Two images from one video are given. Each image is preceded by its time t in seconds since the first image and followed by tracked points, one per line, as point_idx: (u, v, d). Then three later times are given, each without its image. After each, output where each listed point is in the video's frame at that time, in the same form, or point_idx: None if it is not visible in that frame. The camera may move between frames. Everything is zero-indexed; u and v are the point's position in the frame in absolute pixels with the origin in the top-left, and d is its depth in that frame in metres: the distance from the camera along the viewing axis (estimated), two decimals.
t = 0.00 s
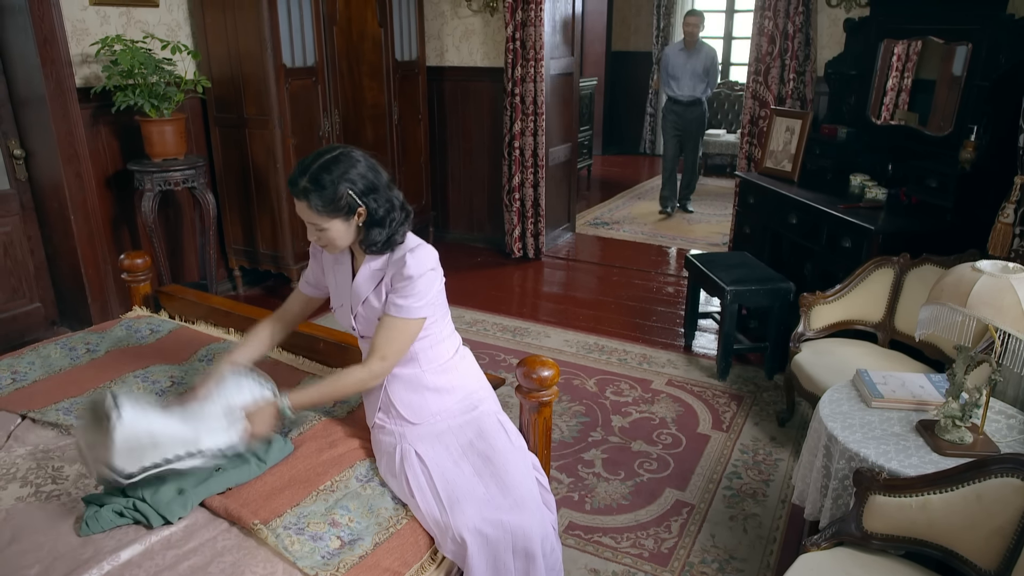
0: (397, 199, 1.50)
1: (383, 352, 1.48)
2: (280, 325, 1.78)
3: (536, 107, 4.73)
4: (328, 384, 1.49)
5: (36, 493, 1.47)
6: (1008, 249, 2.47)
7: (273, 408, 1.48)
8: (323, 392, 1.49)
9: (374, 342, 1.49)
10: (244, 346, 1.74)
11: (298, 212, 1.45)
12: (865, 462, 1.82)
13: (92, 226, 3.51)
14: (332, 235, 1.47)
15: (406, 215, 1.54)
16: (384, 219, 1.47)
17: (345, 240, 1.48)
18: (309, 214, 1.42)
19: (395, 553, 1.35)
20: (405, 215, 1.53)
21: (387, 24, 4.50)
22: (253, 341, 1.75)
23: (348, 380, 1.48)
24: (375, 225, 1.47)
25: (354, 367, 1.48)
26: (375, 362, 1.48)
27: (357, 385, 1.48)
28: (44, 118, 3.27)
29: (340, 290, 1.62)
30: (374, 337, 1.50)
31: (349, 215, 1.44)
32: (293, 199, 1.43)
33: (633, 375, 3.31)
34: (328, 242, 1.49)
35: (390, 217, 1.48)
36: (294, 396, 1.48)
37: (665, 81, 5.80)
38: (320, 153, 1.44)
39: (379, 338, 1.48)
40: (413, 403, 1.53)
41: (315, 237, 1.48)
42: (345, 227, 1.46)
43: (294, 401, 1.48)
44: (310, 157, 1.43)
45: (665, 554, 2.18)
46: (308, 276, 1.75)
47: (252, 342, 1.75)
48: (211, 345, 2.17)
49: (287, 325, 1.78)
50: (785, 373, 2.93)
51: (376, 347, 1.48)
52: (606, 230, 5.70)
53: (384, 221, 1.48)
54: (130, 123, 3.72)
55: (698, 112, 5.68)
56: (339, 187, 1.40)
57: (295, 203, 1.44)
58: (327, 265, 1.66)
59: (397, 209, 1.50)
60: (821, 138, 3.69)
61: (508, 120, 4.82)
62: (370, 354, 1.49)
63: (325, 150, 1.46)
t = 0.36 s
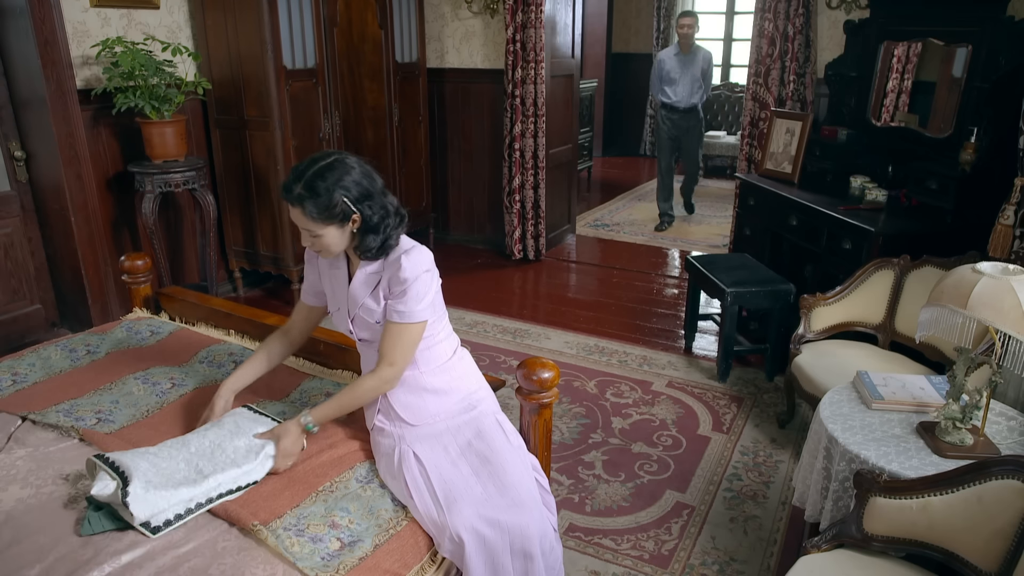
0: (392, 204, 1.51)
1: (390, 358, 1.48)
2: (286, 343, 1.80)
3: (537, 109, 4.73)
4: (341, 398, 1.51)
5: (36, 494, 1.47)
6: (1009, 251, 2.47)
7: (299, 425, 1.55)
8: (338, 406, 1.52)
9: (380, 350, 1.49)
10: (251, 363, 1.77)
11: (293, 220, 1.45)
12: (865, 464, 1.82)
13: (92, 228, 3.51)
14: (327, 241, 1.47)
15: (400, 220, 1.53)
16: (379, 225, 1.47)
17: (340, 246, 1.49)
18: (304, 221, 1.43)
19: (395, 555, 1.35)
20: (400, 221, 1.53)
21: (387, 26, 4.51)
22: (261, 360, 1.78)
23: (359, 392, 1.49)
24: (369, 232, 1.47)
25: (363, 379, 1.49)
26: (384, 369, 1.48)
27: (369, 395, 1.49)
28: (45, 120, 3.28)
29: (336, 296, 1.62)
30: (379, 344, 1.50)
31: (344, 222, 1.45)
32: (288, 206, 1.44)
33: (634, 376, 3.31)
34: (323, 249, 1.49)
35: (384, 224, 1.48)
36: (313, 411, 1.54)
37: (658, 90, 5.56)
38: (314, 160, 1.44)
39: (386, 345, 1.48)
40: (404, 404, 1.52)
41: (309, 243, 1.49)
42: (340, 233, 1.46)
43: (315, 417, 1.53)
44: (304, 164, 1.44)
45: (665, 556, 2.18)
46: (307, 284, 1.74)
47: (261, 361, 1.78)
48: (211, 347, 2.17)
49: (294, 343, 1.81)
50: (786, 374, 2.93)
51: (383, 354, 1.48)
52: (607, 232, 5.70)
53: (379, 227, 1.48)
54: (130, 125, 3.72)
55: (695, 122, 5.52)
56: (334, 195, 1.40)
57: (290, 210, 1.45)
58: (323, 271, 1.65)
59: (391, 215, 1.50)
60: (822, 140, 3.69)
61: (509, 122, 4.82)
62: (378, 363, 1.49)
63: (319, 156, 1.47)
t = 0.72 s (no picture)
0: (401, 209, 1.51)
1: (405, 362, 1.48)
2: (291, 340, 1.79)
3: (537, 111, 4.73)
4: (353, 389, 1.48)
5: (37, 496, 1.47)
6: (1009, 253, 2.47)
7: (298, 407, 1.49)
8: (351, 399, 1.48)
9: (393, 353, 1.48)
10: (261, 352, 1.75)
11: (303, 222, 1.44)
12: (866, 466, 1.81)
13: (93, 229, 3.51)
14: (337, 245, 1.46)
15: (408, 224, 1.54)
16: (389, 229, 1.47)
17: (348, 249, 1.48)
18: (315, 223, 1.42)
19: (395, 557, 1.35)
20: (408, 225, 1.54)
21: (388, 28, 4.51)
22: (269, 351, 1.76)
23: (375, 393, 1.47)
24: (379, 235, 1.47)
25: (378, 379, 1.47)
26: (398, 371, 1.48)
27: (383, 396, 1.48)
28: (45, 122, 3.28)
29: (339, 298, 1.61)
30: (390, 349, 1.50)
31: (355, 225, 1.44)
32: (298, 208, 1.42)
33: (634, 379, 3.31)
34: (332, 252, 1.48)
35: (394, 227, 1.49)
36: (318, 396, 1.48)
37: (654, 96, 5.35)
38: (326, 162, 1.44)
39: (398, 347, 1.48)
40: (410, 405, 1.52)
41: (318, 245, 1.47)
42: (350, 236, 1.46)
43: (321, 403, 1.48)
44: (315, 165, 1.43)
45: (666, 559, 2.18)
46: (310, 286, 1.73)
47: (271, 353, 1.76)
48: (211, 349, 2.17)
49: (302, 341, 1.81)
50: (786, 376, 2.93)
51: (397, 358, 1.48)
52: (607, 234, 5.70)
53: (389, 231, 1.48)
54: (131, 127, 3.73)
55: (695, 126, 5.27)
56: (346, 197, 1.40)
57: (299, 212, 1.43)
58: (326, 272, 1.65)
59: (400, 219, 1.51)
60: (822, 142, 3.69)
61: (509, 124, 4.82)
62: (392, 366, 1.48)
63: (329, 158, 1.47)
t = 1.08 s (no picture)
0: (404, 211, 1.51)
1: (440, 363, 1.48)
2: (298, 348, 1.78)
3: (538, 113, 4.74)
4: (398, 403, 1.50)
5: (37, 498, 1.47)
6: (1009, 255, 2.47)
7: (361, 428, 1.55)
8: (398, 410, 1.50)
9: (427, 356, 1.49)
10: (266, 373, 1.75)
11: (307, 234, 1.45)
12: (867, 468, 1.81)
13: (94, 232, 3.52)
14: (343, 253, 1.47)
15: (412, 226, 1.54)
16: (393, 233, 1.47)
17: (354, 257, 1.49)
18: (319, 235, 1.42)
19: (395, 560, 1.35)
20: (412, 227, 1.53)
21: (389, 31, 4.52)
22: (273, 370, 1.75)
23: (419, 400, 1.48)
24: (384, 240, 1.47)
25: (420, 387, 1.48)
26: (437, 375, 1.48)
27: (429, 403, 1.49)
28: (47, 125, 3.29)
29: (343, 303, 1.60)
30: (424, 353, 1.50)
31: (360, 233, 1.45)
32: (302, 221, 1.43)
33: (635, 381, 3.30)
34: (339, 262, 1.49)
35: (398, 231, 1.49)
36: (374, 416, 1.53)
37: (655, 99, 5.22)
38: (325, 171, 1.44)
39: (428, 352, 1.48)
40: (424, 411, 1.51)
41: (323, 256, 1.48)
42: (355, 244, 1.46)
43: (376, 422, 1.53)
44: (315, 176, 1.44)
45: (666, 561, 2.18)
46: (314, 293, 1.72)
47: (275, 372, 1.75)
48: (212, 351, 2.17)
49: (307, 349, 1.79)
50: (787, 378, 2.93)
51: (432, 360, 1.48)
52: (607, 236, 5.71)
53: (393, 235, 1.48)
54: (132, 129, 3.73)
55: (700, 133, 5.11)
56: (348, 207, 1.40)
57: (303, 225, 1.44)
58: (327, 277, 1.64)
59: (405, 222, 1.50)
60: (822, 144, 3.69)
61: (510, 126, 4.82)
62: (429, 372, 1.49)
63: (327, 167, 1.47)
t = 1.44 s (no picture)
0: (413, 210, 1.52)
1: (433, 363, 1.47)
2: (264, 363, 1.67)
3: (539, 116, 4.74)
4: (393, 414, 1.47)
5: (38, 501, 1.47)
6: (1010, 258, 2.47)
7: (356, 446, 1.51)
8: (393, 421, 1.47)
9: (422, 355, 1.48)
10: (229, 387, 1.65)
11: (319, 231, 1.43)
12: (868, 471, 1.81)
13: (95, 234, 3.52)
14: (354, 249, 1.46)
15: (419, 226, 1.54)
16: (404, 231, 1.48)
17: (364, 255, 1.48)
18: (333, 231, 1.41)
19: (396, 562, 1.35)
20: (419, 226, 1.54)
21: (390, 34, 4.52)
22: (233, 388, 1.65)
23: (409, 403, 1.46)
24: (395, 238, 1.48)
25: (412, 388, 1.47)
26: (430, 375, 1.47)
27: (420, 405, 1.47)
28: (48, 128, 3.29)
29: (344, 303, 1.57)
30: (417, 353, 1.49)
31: (371, 231, 1.44)
32: (314, 218, 1.41)
33: (635, 384, 3.30)
34: (349, 259, 1.48)
35: (408, 229, 1.49)
36: (369, 433, 1.49)
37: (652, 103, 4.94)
38: (337, 168, 1.43)
39: (427, 352, 1.47)
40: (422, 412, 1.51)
41: (332, 253, 1.46)
42: (366, 241, 1.45)
43: (372, 439, 1.49)
44: (327, 172, 1.43)
45: (667, 564, 2.17)
46: (305, 292, 1.65)
47: (237, 386, 1.65)
48: (213, 354, 2.17)
49: (275, 360, 1.67)
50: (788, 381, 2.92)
51: (426, 359, 1.47)
52: (608, 239, 5.71)
53: (404, 234, 1.48)
54: (133, 132, 3.73)
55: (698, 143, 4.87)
56: (362, 204, 1.40)
57: (314, 222, 1.42)
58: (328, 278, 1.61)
59: (414, 220, 1.51)
60: (822, 147, 3.69)
61: (511, 129, 4.83)
62: (421, 372, 1.48)
63: (338, 164, 1.46)
